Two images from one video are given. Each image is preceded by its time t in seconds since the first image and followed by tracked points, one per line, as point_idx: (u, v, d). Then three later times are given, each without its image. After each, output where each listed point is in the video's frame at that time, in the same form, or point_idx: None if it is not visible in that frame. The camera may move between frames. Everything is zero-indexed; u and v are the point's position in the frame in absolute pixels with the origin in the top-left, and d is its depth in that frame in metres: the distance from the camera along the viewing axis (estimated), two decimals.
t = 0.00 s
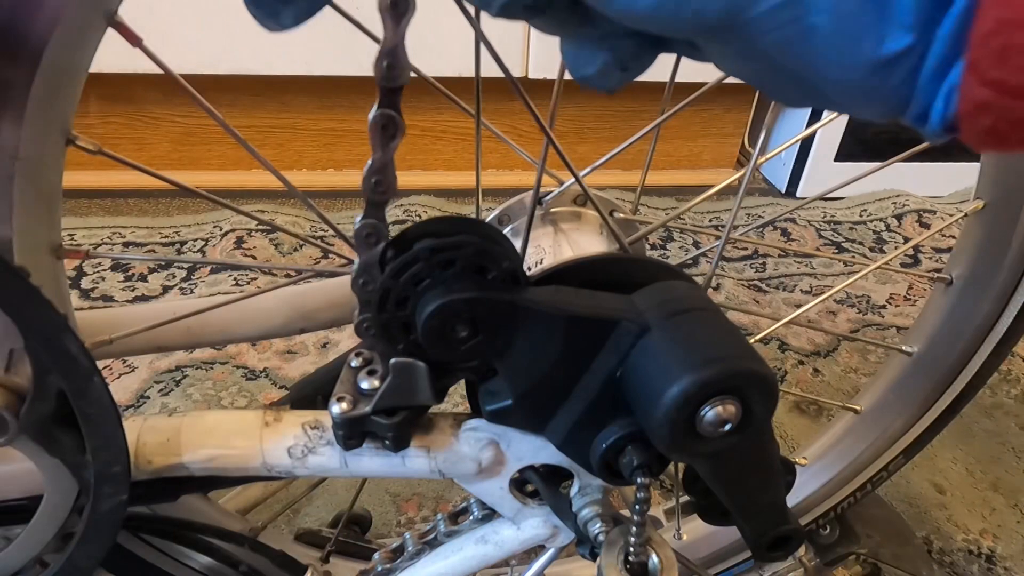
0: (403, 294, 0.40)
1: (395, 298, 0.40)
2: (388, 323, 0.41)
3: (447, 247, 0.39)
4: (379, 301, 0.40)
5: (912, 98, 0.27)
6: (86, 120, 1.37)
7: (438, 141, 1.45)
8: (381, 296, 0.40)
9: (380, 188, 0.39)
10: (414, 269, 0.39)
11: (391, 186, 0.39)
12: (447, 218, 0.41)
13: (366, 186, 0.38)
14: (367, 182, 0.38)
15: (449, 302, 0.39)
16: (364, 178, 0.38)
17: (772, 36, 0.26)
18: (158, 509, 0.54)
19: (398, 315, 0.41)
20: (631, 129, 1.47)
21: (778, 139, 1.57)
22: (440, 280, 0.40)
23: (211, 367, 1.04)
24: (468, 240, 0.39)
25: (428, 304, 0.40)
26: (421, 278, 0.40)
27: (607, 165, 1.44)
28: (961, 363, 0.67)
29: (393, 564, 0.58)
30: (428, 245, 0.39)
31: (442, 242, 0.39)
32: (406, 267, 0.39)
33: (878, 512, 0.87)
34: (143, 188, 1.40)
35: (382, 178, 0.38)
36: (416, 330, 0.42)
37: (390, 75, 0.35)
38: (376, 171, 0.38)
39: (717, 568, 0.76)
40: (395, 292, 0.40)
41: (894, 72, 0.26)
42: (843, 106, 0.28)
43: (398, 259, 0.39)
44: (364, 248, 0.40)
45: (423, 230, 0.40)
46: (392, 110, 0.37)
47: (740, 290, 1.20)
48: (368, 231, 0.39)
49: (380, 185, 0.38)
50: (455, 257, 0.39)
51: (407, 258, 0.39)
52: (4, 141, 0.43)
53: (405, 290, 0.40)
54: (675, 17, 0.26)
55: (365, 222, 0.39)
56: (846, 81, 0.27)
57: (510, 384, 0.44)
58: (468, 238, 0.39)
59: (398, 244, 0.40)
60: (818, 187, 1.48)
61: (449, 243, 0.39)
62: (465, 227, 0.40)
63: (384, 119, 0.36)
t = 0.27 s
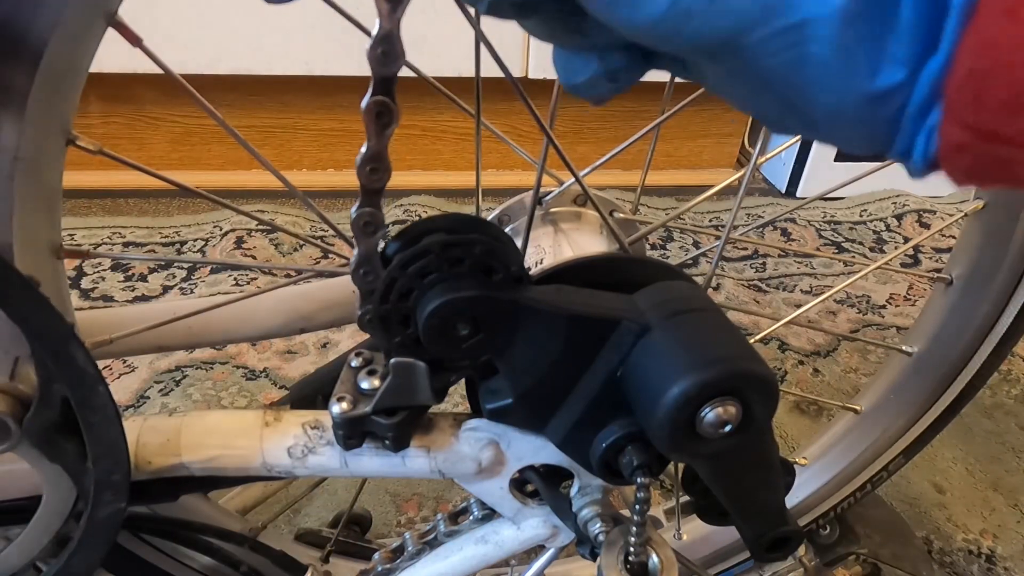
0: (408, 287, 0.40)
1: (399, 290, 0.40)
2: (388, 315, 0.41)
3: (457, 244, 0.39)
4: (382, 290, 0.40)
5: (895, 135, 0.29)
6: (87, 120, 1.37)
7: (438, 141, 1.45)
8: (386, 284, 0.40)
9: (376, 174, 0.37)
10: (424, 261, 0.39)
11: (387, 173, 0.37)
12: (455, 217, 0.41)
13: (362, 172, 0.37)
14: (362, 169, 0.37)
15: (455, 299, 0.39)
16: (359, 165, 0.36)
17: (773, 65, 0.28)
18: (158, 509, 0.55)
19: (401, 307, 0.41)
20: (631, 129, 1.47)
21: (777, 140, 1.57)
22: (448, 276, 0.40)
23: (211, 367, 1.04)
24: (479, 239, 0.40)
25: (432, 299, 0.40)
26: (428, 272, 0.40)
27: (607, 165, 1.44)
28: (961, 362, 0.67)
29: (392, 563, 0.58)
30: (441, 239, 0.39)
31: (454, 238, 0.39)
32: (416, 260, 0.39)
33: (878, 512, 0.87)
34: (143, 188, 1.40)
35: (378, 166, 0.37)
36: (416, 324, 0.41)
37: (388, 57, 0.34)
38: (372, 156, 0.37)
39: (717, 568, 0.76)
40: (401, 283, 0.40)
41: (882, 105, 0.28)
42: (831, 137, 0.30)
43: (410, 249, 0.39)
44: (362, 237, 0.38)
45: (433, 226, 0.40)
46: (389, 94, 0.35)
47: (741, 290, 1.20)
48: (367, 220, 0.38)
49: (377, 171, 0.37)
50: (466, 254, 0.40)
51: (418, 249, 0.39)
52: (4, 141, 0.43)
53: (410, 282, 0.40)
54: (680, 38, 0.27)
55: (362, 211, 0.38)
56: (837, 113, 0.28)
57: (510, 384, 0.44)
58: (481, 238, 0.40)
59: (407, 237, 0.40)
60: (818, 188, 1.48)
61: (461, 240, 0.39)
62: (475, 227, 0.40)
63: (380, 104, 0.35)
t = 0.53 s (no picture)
0: (412, 282, 0.40)
1: (404, 284, 0.40)
2: (389, 304, 0.41)
3: (464, 244, 0.39)
4: (386, 282, 0.40)
5: (926, 176, 0.28)
6: (87, 120, 1.37)
7: (438, 142, 1.45)
8: (391, 275, 0.40)
9: (392, 164, 0.37)
10: (432, 257, 0.39)
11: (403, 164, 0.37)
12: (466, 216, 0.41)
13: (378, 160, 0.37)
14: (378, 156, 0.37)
15: (457, 298, 0.39)
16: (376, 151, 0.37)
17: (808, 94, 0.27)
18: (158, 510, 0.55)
19: (403, 300, 0.41)
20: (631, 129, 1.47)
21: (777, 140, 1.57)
22: (452, 274, 0.40)
23: (211, 367, 1.04)
24: (486, 240, 0.40)
25: (435, 296, 0.40)
26: (434, 269, 0.40)
27: (607, 165, 1.44)
28: (961, 362, 0.67)
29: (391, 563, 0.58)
30: (452, 237, 0.39)
31: (465, 238, 0.39)
32: (424, 255, 0.39)
33: (878, 512, 0.87)
34: (143, 188, 1.40)
35: (395, 156, 0.37)
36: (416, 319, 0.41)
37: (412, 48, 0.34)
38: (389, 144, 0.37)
39: (717, 568, 0.76)
40: (406, 276, 0.40)
41: (924, 145, 0.27)
42: (860, 169, 0.29)
43: (420, 244, 0.39)
44: (373, 226, 0.38)
45: (444, 222, 0.40)
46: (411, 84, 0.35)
47: (741, 290, 1.20)
48: (380, 210, 0.38)
49: (392, 162, 0.37)
50: (472, 254, 0.40)
51: (428, 244, 0.39)
52: (5, 141, 0.42)
53: (415, 275, 0.40)
54: (722, 60, 0.27)
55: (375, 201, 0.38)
56: (872, 147, 0.28)
57: (511, 384, 0.44)
58: (487, 239, 0.40)
59: (416, 231, 0.40)
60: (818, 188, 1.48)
61: (468, 240, 0.39)
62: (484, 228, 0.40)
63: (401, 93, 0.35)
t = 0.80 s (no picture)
0: (411, 282, 0.40)
1: (404, 284, 0.40)
2: (388, 304, 0.40)
3: (468, 245, 0.40)
4: (386, 282, 0.40)
5: None
6: (86, 120, 1.37)
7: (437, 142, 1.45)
8: (390, 275, 0.40)
9: (432, 178, 0.37)
10: (435, 256, 0.39)
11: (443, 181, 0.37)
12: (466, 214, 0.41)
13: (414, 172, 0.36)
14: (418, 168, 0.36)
15: (457, 297, 0.39)
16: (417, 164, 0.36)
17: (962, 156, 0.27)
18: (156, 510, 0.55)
19: (403, 300, 0.41)
20: (631, 129, 1.47)
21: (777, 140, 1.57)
22: (453, 273, 0.40)
23: (211, 367, 1.04)
24: (490, 241, 0.40)
25: (436, 296, 0.40)
26: (435, 269, 0.40)
27: (607, 165, 1.44)
28: (960, 363, 0.67)
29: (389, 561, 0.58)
30: (457, 237, 0.39)
31: (469, 238, 0.40)
32: (427, 254, 0.39)
33: (878, 513, 0.87)
34: (143, 188, 1.39)
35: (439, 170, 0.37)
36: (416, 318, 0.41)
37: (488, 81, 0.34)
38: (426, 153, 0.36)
39: (717, 568, 0.76)
40: (406, 277, 0.40)
41: None
42: (978, 241, 0.29)
43: (422, 240, 0.39)
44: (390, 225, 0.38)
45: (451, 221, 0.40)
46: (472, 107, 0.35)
47: (741, 290, 1.20)
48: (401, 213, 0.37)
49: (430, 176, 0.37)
50: (470, 253, 0.40)
51: (432, 243, 0.39)
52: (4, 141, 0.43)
53: (416, 275, 0.40)
54: (888, 118, 0.26)
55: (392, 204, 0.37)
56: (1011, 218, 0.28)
57: (511, 384, 0.44)
58: (492, 241, 0.40)
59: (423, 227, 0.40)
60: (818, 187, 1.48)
61: (472, 241, 0.40)
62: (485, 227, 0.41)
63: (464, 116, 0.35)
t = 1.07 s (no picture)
0: (413, 281, 0.40)
1: (405, 283, 0.40)
2: (389, 303, 0.40)
3: (470, 244, 0.40)
4: (387, 281, 0.39)
5: None
6: (87, 120, 1.37)
7: (437, 142, 1.45)
8: (391, 274, 0.39)
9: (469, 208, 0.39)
10: (437, 255, 0.39)
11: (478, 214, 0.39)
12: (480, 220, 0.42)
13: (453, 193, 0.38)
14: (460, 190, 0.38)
15: (458, 296, 0.39)
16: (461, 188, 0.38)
17: None
18: (156, 510, 0.55)
19: (405, 300, 0.41)
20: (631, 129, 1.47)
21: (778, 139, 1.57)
22: (456, 273, 0.40)
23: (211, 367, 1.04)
24: (492, 242, 0.40)
25: (437, 295, 0.40)
26: (436, 267, 0.40)
27: (608, 165, 1.44)
28: (960, 363, 0.67)
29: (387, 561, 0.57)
30: (460, 236, 0.39)
31: (472, 238, 0.40)
32: (429, 253, 0.39)
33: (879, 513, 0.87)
34: (144, 188, 1.39)
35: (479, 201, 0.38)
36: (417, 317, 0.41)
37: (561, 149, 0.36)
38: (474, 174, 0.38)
39: (717, 568, 0.76)
40: (407, 276, 0.40)
41: None
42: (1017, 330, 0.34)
43: (425, 239, 0.39)
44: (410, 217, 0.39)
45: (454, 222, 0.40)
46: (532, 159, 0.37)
47: (741, 290, 1.20)
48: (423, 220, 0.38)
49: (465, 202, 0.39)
50: (470, 253, 0.40)
51: (436, 242, 0.39)
52: (5, 141, 0.42)
53: (418, 274, 0.40)
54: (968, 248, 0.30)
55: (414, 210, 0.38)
56: None
57: (511, 384, 0.44)
58: (495, 241, 0.40)
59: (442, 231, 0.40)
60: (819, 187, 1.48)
61: (475, 241, 0.40)
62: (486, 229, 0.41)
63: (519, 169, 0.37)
